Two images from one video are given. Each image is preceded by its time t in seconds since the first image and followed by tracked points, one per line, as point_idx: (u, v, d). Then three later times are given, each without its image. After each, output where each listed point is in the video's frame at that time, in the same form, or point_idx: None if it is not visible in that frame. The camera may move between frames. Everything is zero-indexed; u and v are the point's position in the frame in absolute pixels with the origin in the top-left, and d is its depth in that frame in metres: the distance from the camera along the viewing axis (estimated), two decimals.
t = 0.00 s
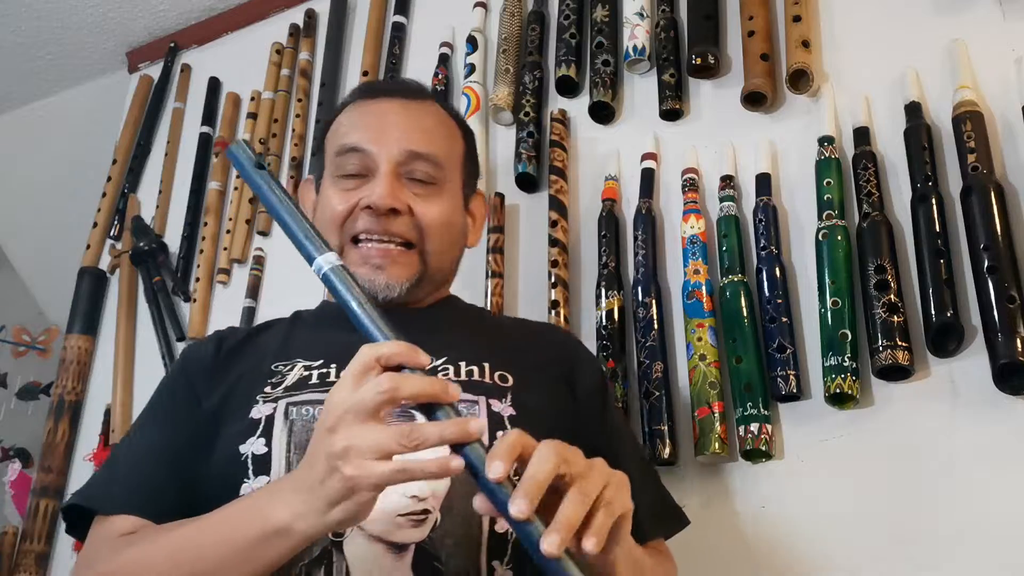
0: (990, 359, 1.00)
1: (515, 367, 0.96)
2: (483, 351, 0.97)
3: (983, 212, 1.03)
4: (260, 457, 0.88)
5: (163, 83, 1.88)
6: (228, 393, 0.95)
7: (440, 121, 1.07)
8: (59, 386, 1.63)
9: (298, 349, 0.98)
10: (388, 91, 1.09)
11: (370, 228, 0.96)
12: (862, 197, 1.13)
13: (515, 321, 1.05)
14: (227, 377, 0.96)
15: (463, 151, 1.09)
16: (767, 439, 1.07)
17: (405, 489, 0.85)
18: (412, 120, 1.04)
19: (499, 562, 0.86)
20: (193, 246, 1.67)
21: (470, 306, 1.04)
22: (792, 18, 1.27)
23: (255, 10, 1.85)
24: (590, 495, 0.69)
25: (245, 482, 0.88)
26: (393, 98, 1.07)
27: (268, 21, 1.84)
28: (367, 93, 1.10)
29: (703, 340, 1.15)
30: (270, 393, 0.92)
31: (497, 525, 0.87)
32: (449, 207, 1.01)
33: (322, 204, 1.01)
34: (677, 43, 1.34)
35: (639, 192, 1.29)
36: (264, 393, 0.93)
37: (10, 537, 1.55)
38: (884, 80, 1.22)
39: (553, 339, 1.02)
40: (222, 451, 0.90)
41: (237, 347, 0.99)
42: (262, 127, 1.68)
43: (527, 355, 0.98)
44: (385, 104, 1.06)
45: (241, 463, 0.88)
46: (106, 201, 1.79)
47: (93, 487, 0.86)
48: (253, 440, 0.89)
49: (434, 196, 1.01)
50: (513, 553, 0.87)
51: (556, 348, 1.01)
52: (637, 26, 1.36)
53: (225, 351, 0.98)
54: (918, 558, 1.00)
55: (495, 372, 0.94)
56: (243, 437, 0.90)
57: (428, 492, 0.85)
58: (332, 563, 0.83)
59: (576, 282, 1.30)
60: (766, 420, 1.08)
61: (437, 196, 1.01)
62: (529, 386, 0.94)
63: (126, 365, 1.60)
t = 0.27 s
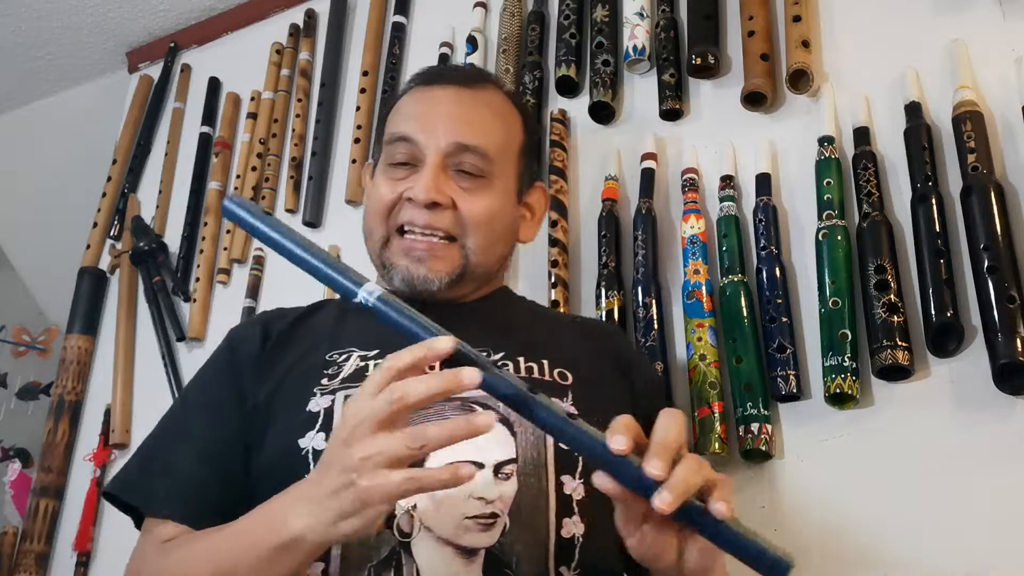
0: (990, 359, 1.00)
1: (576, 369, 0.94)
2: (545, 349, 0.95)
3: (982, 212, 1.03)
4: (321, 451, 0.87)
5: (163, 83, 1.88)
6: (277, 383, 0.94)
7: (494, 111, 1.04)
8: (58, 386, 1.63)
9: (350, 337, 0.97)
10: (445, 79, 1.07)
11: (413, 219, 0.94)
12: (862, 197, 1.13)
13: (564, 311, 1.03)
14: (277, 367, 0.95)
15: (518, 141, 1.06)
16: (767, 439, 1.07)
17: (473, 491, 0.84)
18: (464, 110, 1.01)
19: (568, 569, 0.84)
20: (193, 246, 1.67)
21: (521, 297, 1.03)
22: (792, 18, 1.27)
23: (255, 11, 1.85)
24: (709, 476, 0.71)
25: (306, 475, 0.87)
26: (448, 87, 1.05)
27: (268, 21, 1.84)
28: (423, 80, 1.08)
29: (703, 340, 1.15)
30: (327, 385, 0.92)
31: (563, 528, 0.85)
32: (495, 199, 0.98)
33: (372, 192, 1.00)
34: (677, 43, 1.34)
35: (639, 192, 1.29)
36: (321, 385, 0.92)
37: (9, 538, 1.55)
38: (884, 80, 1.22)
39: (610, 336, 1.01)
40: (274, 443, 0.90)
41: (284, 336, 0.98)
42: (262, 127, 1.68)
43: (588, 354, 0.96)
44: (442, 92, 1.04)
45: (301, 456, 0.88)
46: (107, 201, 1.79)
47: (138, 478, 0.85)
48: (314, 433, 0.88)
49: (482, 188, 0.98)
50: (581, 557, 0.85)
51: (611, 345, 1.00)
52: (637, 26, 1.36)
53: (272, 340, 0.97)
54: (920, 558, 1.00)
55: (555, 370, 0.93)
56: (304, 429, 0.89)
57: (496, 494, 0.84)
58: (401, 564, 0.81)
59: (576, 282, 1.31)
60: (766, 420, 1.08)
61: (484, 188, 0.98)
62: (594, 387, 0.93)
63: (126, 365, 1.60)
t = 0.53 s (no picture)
0: (990, 359, 1.00)
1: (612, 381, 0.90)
2: (581, 357, 0.91)
3: (982, 212, 1.03)
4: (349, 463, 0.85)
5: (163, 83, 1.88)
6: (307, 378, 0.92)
7: (537, 106, 0.99)
8: (58, 386, 1.63)
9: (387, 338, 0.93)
10: (484, 70, 1.02)
11: (454, 225, 0.92)
12: (862, 197, 1.14)
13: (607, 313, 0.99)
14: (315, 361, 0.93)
15: (563, 137, 1.01)
16: (767, 439, 1.07)
17: (500, 512, 0.81)
18: (506, 108, 0.97)
19: None
20: (193, 246, 1.67)
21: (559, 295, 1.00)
22: (792, 18, 1.27)
23: (254, 10, 1.85)
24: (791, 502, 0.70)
25: (335, 487, 0.84)
26: (490, 80, 1.00)
27: (268, 21, 1.84)
28: (462, 72, 1.03)
29: (703, 340, 1.15)
30: (360, 391, 0.89)
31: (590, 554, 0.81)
32: (538, 205, 0.95)
33: (413, 191, 0.97)
34: (677, 43, 1.34)
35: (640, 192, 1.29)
36: (355, 391, 0.89)
37: (9, 537, 1.56)
38: (884, 80, 1.22)
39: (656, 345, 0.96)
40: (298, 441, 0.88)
41: (321, 332, 0.96)
42: (262, 127, 1.68)
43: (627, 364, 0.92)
44: (484, 87, 0.99)
45: (329, 467, 0.85)
46: (106, 201, 1.79)
47: (167, 468, 0.88)
48: (344, 444, 0.86)
49: (525, 192, 0.94)
50: None
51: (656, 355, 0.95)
52: (637, 26, 1.36)
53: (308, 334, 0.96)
54: (914, 557, 1.00)
55: (592, 382, 0.89)
56: (335, 437, 0.86)
57: (522, 515, 0.81)
58: None
59: (577, 282, 1.31)
60: (766, 420, 1.08)
61: (527, 193, 0.95)
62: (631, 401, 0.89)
63: (126, 365, 1.60)
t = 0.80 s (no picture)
0: (990, 360, 1.00)
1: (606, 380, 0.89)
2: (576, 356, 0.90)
3: (982, 212, 1.03)
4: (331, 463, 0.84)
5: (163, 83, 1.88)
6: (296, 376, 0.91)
7: (533, 94, 1.00)
8: (58, 386, 1.63)
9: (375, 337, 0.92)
10: (478, 59, 1.03)
11: (450, 213, 0.92)
12: (862, 197, 1.14)
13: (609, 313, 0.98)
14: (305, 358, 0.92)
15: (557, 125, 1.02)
16: (767, 439, 1.07)
17: (484, 513, 0.80)
18: (501, 95, 0.98)
19: None
20: (193, 245, 1.67)
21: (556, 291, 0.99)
22: (792, 18, 1.27)
23: (254, 10, 1.85)
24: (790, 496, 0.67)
25: (317, 488, 0.84)
26: (484, 69, 1.01)
27: (268, 21, 1.84)
28: (458, 60, 1.04)
29: (703, 340, 1.15)
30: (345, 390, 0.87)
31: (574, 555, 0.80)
32: (535, 192, 0.96)
33: (408, 183, 0.98)
34: (677, 43, 1.34)
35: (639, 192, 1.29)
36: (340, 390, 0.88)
37: (9, 538, 1.56)
38: (884, 80, 1.22)
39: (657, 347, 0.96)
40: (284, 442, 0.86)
41: (309, 330, 0.95)
42: (262, 127, 1.68)
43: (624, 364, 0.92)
44: (478, 76, 1.00)
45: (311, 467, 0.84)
46: (106, 201, 1.79)
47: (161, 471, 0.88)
48: (326, 444, 0.85)
49: (522, 179, 0.95)
50: None
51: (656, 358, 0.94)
52: (637, 26, 1.36)
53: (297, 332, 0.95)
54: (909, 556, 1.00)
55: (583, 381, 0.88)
56: (318, 437, 0.85)
57: (506, 517, 0.80)
58: None
59: (577, 281, 1.31)
60: (766, 421, 1.08)
61: (523, 179, 0.96)
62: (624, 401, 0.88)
63: (126, 365, 1.60)
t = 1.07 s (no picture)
0: (990, 360, 1.00)
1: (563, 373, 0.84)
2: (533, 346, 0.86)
3: (983, 212, 1.03)
4: (270, 475, 0.79)
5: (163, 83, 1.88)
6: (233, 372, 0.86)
7: (493, 55, 1.00)
8: (59, 387, 1.63)
9: (316, 330, 0.87)
10: (432, 23, 1.03)
11: (417, 174, 0.89)
12: (862, 197, 1.13)
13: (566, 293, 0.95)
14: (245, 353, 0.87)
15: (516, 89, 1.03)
16: (767, 439, 1.07)
17: (433, 525, 0.74)
18: (463, 55, 0.98)
19: None
20: (193, 245, 1.67)
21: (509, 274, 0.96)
22: (792, 18, 1.27)
23: (255, 10, 1.85)
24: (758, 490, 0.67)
25: (256, 502, 0.78)
26: (441, 31, 1.01)
27: (268, 21, 1.84)
28: (410, 25, 1.04)
29: (703, 340, 1.15)
30: (285, 394, 0.82)
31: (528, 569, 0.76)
32: (503, 153, 0.95)
33: (365, 149, 0.94)
34: (677, 43, 1.34)
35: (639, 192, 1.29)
36: (278, 394, 0.83)
37: (9, 537, 1.56)
38: (883, 79, 1.22)
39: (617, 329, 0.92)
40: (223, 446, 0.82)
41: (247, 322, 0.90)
42: (262, 127, 1.68)
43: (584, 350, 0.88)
44: (432, 38, 1.00)
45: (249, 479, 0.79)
46: (106, 201, 1.79)
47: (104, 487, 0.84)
48: (264, 455, 0.79)
49: (489, 140, 0.95)
50: None
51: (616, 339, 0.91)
52: (637, 27, 1.36)
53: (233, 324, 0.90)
54: (904, 557, 1.00)
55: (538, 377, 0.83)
56: (255, 446, 0.80)
57: (456, 530, 0.75)
58: None
59: (576, 282, 1.31)
60: (767, 421, 1.08)
61: (490, 139, 0.95)
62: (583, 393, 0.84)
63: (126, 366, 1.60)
